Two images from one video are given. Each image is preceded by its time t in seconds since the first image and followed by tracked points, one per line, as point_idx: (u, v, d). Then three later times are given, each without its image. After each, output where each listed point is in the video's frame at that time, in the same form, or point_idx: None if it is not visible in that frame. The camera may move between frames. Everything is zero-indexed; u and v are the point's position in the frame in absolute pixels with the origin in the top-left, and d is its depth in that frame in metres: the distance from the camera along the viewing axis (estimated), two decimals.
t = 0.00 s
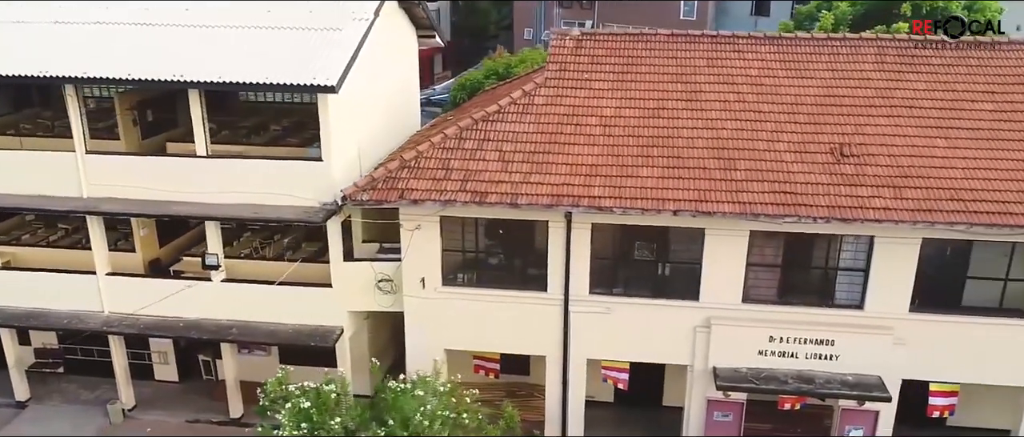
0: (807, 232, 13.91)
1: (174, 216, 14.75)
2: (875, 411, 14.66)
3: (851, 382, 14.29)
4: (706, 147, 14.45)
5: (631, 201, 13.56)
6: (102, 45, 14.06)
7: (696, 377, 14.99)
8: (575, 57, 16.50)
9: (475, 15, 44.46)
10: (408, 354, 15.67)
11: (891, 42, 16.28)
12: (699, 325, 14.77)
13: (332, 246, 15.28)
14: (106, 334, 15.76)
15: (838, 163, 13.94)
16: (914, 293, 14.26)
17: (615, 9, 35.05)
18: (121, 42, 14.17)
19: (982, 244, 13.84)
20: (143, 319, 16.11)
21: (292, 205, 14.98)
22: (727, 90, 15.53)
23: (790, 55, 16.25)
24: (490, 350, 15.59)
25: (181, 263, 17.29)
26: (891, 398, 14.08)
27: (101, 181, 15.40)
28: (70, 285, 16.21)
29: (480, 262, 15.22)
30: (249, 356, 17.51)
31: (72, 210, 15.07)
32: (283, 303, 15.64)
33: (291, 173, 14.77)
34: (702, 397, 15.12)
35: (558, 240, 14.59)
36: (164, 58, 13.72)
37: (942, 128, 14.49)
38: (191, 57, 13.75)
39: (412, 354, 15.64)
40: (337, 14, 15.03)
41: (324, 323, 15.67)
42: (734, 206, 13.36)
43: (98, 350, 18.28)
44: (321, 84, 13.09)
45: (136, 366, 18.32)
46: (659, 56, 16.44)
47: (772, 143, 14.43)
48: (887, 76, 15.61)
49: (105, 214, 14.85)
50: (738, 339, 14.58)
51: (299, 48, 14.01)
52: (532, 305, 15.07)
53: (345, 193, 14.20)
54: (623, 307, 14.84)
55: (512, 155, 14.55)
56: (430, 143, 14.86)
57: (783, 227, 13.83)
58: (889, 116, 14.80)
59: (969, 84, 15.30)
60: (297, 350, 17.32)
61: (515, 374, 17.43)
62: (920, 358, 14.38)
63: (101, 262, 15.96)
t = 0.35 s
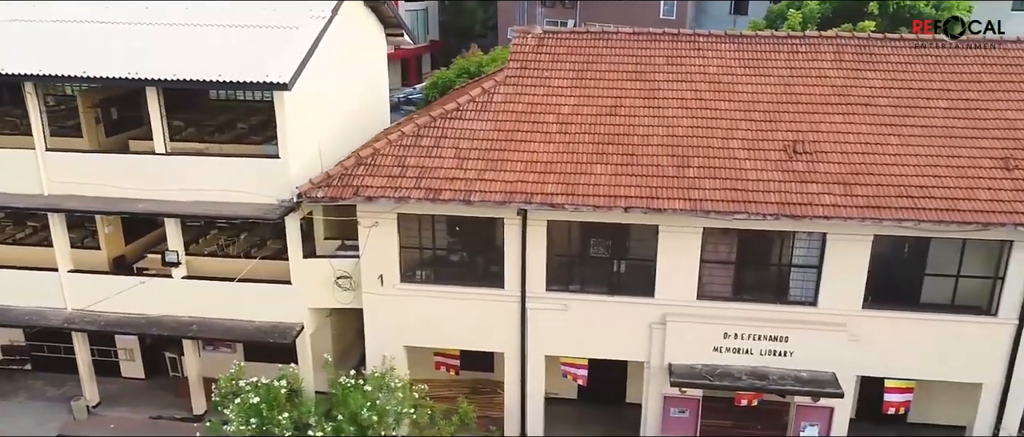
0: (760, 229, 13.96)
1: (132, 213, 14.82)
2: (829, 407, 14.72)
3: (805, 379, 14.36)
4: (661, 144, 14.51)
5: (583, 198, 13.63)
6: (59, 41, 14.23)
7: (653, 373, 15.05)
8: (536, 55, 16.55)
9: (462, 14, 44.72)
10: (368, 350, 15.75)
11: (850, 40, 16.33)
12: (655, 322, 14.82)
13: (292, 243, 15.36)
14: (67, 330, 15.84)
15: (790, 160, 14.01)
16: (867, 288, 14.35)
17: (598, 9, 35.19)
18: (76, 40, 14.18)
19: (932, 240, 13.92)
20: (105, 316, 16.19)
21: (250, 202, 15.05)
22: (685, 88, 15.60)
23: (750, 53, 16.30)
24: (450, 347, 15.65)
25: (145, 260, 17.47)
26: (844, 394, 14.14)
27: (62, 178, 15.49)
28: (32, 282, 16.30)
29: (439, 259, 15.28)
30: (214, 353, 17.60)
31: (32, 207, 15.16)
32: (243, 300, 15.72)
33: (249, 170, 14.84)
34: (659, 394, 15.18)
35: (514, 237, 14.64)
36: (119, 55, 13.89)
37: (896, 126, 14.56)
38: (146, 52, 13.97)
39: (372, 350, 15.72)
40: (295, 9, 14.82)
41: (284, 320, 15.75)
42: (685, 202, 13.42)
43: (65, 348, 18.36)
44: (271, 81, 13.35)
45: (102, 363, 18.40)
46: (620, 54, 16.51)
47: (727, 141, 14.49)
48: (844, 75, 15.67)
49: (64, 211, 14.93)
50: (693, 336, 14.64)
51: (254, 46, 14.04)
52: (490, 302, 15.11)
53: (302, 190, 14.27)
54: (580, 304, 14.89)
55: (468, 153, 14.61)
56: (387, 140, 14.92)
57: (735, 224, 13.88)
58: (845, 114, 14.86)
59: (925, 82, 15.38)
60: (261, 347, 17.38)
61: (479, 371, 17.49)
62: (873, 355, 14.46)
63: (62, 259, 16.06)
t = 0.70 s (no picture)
0: (710, 226, 14.04)
1: (88, 209, 14.89)
2: (782, 403, 14.81)
3: (756, 375, 14.45)
4: (613, 141, 14.61)
5: (533, 195, 13.70)
6: (17, 40, 14.43)
7: (607, 369, 15.13)
8: (495, 53, 16.65)
9: (448, 14, 44.93)
10: (327, 347, 15.82)
11: (808, 38, 16.39)
12: (609, 318, 14.90)
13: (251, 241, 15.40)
14: (27, 326, 15.92)
15: (740, 158, 14.11)
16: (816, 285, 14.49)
17: (579, 9, 35.38)
18: (35, 39, 14.41)
19: (882, 237, 14.03)
20: (66, 312, 16.27)
21: (207, 199, 15.12)
22: (640, 86, 15.69)
23: (707, 51, 16.38)
24: (407, 343, 15.74)
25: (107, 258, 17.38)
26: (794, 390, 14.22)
27: (21, 175, 15.59)
28: None
29: (395, 255, 15.36)
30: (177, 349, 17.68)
31: None
32: (202, 297, 15.79)
33: (207, 167, 14.91)
34: (613, 390, 15.26)
35: (468, 233, 14.73)
36: (75, 53, 14.03)
37: (847, 123, 14.63)
38: (102, 50, 14.09)
39: (331, 346, 15.80)
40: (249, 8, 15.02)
41: (243, 317, 15.82)
42: (633, 199, 13.50)
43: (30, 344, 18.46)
44: (224, 79, 13.48)
45: (67, 359, 18.50)
46: (578, 52, 16.59)
47: (679, 138, 14.58)
48: (800, 72, 15.74)
49: (22, 207, 15.01)
50: (646, 332, 14.74)
51: (210, 44, 14.22)
52: (446, 299, 15.19)
53: (256, 187, 14.37)
54: (534, 301, 14.98)
55: (422, 150, 14.71)
56: (343, 137, 15.02)
57: (685, 221, 13.96)
58: (797, 111, 14.94)
59: (879, 80, 15.46)
60: (224, 344, 17.48)
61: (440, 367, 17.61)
62: (825, 350, 14.54)
63: (21, 255, 16.14)
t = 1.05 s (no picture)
0: (660, 222, 14.13)
1: (45, 206, 14.98)
2: (734, 399, 14.94)
3: (707, 370, 14.55)
4: (566, 139, 14.69)
5: (484, 191, 13.78)
6: None
7: (562, 364, 15.24)
8: (454, 51, 16.73)
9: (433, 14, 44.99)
10: (287, 343, 15.93)
11: (765, 36, 16.46)
12: (562, 314, 15.00)
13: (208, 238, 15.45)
14: None
15: (690, 155, 14.19)
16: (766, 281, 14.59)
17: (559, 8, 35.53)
18: None
19: (831, 234, 14.12)
20: (27, 309, 16.36)
21: (164, 196, 15.23)
22: (596, 85, 15.78)
23: (665, 49, 16.46)
24: (365, 339, 15.83)
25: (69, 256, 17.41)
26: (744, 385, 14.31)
27: None
28: None
29: (352, 252, 15.49)
30: (141, 345, 17.76)
31: None
32: (161, 293, 15.88)
33: (163, 164, 15.00)
34: (568, 386, 15.38)
35: (422, 230, 14.82)
36: (30, 51, 14.21)
37: (799, 120, 14.71)
38: (57, 49, 14.25)
39: (290, 342, 15.91)
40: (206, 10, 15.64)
41: (202, 313, 15.92)
42: (582, 196, 13.58)
43: None
44: (176, 76, 13.68)
45: (33, 356, 18.62)
46: (537, 50, 16.67)
47: (631, 136, 14.67)
48: (755, 71, 15.81)
49: None
50: (599, 328, 14.83)
51: (164, 42, 14.51)
52: (401, 294, 15.28)
53: (210, 185, 14.45)
54: (488, 297, 15.07)
55: (376, 147, 14.80)
56: (298, 135, 15.14)
57: (635, 217, 14.03)
58: (750, 109, 15.03)
59: (834, 78, 15.53)
60: (187, 340, 17.57)
61: (402, 364, 17.72)
62: (775, 346, 14.63)
63: None
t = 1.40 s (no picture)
0: (611, 219, 14.21)
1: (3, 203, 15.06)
2: (687, 394, 15.07)
3: (659, 367, 14.63)
4: (519, 136, 14.78)
5: (434, 188, 13.84)
6: None
7: (517, 361, 15.31)
8: (414, 50, 16.81)
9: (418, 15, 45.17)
10: (246, 339, 16.03)
11: (723, 35, 16.54)
12: (517, 311, 15.07)
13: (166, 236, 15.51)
14: None
15: (641, 152, 14.27)
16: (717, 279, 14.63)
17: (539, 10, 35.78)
18: None
19: (780, 230, 14.23)
20: None
21: (121, 194, 15.31)
22: (553, 82, 15.86)
23: (623, 47, 16.54)
24: (323, 336, 15.90)
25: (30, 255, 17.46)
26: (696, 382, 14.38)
27: None
28: None
29: (310, 249, 15.56)
30: (106, 343, 17.85)
31: None
32: (120, 290, 15.95)
33: (120, 162, 15.09)
34: (524, 382, 15.47)
35: (377, 227, 14.90)
36: None
37: (751, 118, 14.80)
38: (14, 48, 14.48)
39: (250, 339, 16.01)
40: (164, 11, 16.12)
41: (161, 311, 15.98)
42: (531, 193, 13.66)
43: None
44: (128, 74, 13.87)
45: None
46: (496, 48, 16.74)
47: (584, 133, 14.75)
48: (711, 69, 15.89)
49: None
50: (553, 325, 14.90)
51: (120, 41, 14.80)
52: (358, 291, 15.35)
53: (164, 182, 14.53)
54: (444, 294, 15.13)
55: (331, 144, 14.89)
56: (254, 133, 15.23)
57: (586, 214, 14.11)
58: (703, 107, 15.11)
59: (788, 76, 15.61)
60: (150, 337, 17.63)
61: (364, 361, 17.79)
62: (728, 343, 14.69)
63: None
